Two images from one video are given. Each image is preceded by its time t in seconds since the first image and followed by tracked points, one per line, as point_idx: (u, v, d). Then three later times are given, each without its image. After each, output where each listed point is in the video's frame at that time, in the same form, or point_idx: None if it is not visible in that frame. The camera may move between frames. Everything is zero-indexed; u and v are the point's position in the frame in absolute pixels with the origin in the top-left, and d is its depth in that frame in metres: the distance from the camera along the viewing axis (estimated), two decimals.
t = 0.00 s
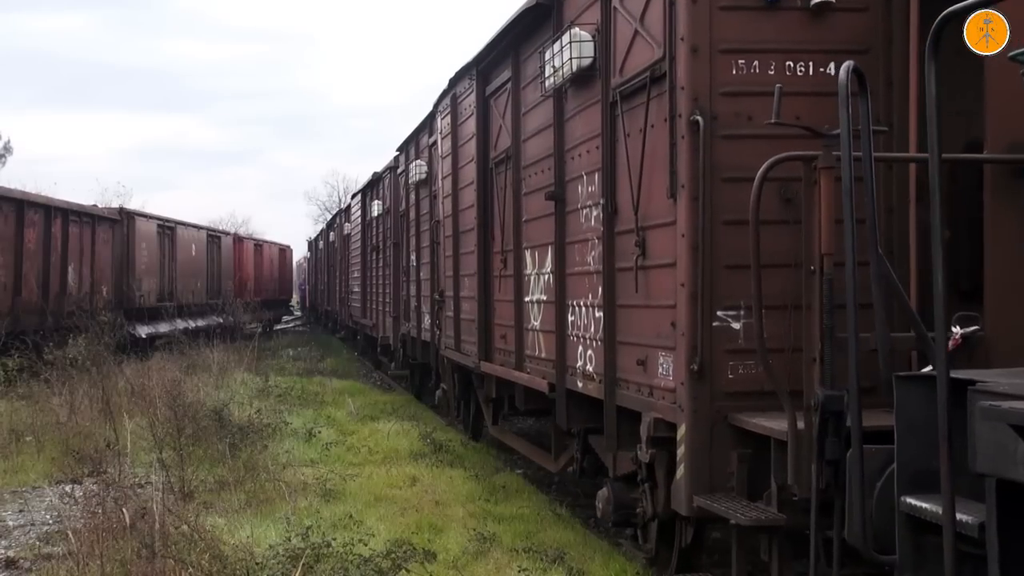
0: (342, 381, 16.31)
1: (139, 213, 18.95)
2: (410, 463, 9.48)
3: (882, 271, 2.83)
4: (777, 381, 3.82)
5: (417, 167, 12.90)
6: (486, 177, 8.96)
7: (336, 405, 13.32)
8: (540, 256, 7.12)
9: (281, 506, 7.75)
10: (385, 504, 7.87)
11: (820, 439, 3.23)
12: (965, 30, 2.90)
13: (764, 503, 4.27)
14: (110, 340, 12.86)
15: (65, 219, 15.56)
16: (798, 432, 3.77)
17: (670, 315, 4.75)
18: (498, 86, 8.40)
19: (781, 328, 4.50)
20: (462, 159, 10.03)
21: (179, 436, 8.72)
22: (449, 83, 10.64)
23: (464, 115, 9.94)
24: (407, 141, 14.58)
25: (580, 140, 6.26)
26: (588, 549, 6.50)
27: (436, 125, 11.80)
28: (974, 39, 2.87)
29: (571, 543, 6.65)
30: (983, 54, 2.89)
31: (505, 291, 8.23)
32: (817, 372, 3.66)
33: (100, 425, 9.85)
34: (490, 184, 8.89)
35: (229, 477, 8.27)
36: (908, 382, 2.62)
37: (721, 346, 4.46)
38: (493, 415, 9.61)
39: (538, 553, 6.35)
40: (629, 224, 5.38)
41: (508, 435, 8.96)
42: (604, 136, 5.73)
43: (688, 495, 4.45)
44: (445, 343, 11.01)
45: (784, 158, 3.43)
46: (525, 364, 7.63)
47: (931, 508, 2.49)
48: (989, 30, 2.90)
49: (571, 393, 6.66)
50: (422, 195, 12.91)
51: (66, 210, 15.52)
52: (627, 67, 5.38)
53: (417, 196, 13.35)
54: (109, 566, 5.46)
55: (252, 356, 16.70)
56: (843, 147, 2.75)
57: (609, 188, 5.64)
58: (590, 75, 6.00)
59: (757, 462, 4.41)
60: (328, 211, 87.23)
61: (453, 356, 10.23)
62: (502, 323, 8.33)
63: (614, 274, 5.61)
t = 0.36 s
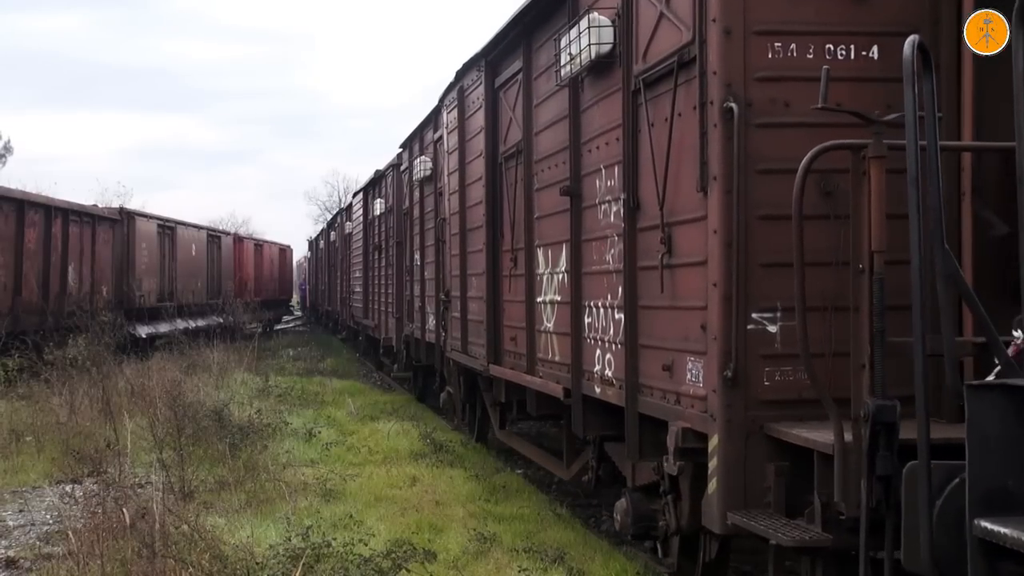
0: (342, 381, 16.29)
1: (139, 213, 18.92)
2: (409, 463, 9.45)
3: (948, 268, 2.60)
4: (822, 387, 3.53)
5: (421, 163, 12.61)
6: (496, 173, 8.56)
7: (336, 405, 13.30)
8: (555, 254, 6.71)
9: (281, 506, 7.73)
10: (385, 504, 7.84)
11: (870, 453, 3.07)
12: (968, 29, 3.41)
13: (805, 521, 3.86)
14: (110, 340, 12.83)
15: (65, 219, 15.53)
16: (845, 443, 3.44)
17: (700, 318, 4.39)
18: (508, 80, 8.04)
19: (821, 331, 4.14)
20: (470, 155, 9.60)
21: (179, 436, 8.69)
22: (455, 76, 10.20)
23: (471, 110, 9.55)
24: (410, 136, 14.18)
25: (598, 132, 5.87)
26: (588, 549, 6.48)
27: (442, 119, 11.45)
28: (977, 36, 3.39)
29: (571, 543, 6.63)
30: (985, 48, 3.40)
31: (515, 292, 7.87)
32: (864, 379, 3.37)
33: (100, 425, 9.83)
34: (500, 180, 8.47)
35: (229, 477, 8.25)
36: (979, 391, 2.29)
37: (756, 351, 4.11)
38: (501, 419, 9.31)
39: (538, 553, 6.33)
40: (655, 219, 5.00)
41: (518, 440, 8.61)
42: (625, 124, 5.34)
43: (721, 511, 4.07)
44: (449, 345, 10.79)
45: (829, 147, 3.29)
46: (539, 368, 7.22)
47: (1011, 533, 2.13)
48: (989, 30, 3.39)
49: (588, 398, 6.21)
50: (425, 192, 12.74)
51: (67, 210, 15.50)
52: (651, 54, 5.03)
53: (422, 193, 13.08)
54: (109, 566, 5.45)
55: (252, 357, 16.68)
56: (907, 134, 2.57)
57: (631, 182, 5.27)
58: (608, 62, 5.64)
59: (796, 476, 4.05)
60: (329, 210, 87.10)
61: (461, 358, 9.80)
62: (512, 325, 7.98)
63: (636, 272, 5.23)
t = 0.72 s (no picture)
0: (343, 381, 16.32)
1: (139, 213, 18.94)
2: (410, 463, 9.49)
3: None
4: (874, 397, 3.25)
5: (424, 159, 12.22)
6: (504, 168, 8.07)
7: (337, 405, 13.33)
8: (569, 253, 6.23)
9: (281, 506, 7.76)
10: (385, 504, 7.87)
11: (929, 471, 2.91)
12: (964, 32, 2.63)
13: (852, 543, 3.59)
14: (110, 340, 12.85)
15: (65, 220, 15.57)
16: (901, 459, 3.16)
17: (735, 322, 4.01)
18: (517, 70, 7.52)
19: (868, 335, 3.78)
20: (477, 150, 9.04)
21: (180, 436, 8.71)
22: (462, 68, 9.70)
23: (478, 103, 9.05)
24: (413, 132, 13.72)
25: (619, 122, 5.37)
26: (587, 549, 6.51)
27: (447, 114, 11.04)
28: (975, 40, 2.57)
29: (570, 543, 6.66)
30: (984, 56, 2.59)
31: (524, 292, 7.44)
32: (922, 389, 3.06)
33: (101, 425, 9.86)
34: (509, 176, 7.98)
35: (229, 478, 8.28)
36: None
37: (797, 356, 3.77)
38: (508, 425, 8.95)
39: (538, 553, 6.36)
40: (682, 214, 4.56)
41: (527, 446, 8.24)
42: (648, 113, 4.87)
43: (757, 530, 3.77)
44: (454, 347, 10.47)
45: (884, 133, 3.03)
46: (551, 373, 6.72)
47: None
48: (990, 29, 2.60)
49: (606, 404, 5.76)
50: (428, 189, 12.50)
51: (66, 210, 15.54)
52: (678, 36, 4.58)
53: (426, 190, 12.70)
54: (109, 566, 5.49)
55: (252, 357, 16.73)
56: (988, 121, 2.65)
57: (654, 174, 4.81)
58: (631, 49, 5.18)
59: (840, 490, 3.76)
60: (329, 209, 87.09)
61: (467, 360, 9.36)
62: (520, 327, 7.54)
63: (660, 272, 4.77)
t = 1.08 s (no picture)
0: (342, 381, 16.31)
1: (139, 213, 18.93)
2: (410, 463, 9.46)
3: None
4: (936, 407, 2.92)
5: (430, 155, 11.95)
6: (516, 163, 7.75)
7: (337, 405, 13.31)
8: (586, 252, 5.90)
9: (280, 506, 7.73)
10: (385, 504, 7.85)
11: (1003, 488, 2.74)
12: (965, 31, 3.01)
13: (909, 568, 3.18)
14: (110, 341, 12.83)
15: (65, 220, 15.54)
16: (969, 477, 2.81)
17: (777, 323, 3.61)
18: (529, 59, 7.20)
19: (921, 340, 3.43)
20: (486, 144, 8.74)
21: (179, 436, 8.69)
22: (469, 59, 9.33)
23: (487, 96, 8.71)
24: (418, 127, 13.41)
25: (641, 111, 5.04)
26: (587, 549, 6.48)
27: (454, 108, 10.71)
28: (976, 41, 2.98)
29: (570, 543, 6.64)
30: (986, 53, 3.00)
31: (534, 292, 7.16)
32: (994, 399, 2.78)
33: (100, 425, 9.84)
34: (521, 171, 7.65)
35: (229, 478, 8.26)
36: None
37: (845, 363, 3.39)
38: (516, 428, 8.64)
39: (538, 553, 6.33)
40: (716, 208, 4.17)
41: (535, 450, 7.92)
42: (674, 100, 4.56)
43: (804, 553, 3.41)
44: (460, 348, 10.13)
45: (948, 118, 2.77)
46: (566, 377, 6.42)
47: None
48: (989, 29, 3.00)
49: (626, 412, 5.48)
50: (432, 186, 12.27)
51: (66, 210, 15.51)
52: (710, 16, 4.22)
53: (431, 187, 12.38)
54: (109, 567, 5.46)
55: (252, 357, 16.71)
56: None
57: (680, 165, 4.48)
58: (654, 33, 4.85)
59: (892, 507, 3.44)
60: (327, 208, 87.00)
61: (474, 363, 9.04)
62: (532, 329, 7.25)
63: (689, 271, 4.42)
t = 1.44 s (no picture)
0: (342, 381, 16.35)
1: (139, 214, 18.95)
2: (410, 463, 9.48)
3: None
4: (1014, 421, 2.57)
5: (434, 151, 11.62)
6: (526, 158, 7.30)
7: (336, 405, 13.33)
8: (603, 249, 5.44)
9: (280, 506, 7.75)
10: (385, 504, 7.87)
11: None
12: (966, 31, 3.09)
13: None
14: (109, 341, 12.86)
15: (65, 220, 15.56)
16: None
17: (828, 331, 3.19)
18: (540, 47, 6.78)
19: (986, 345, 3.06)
20: (494, 137, 8.31)
21: (179, 436, 8.72)
22: (477, 50, 8.88)
23: (495, 89, 8.25)
24: (423, 122, 13.06)
25: (665, 98, 4.60)
26: (587, 549, 6.50)
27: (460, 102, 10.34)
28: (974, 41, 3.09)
29: (570, 543, 6.65)
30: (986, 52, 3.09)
31: (545, 291, 6.73)
32: None
33: (100, 425, 9.87)
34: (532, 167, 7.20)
35: (229, 478, 8.29)
36: None
37: (902, 370, 3.02)
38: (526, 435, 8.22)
39: (537, 553, 6.35)
40: (754, 198, 3.74)
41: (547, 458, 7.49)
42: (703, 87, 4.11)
43: None
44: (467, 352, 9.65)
45: None
46: (580, 383, 5.94)
47: None
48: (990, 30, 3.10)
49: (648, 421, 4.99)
50: (436, 183, 12.02)
51: (66, 210, 15.53)
52: None
53: (435, 184, 12.07)
54: (109, 566, 5.48)
55: (252, 357, 16.73)
56: None
57: (710, 155, 4.04)
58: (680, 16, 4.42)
59: (951, 531, 3.05)
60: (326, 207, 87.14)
61: (482, 366, 8.57)
62: (542, 332, 6.82)
63: (721, 269, 3.98)
